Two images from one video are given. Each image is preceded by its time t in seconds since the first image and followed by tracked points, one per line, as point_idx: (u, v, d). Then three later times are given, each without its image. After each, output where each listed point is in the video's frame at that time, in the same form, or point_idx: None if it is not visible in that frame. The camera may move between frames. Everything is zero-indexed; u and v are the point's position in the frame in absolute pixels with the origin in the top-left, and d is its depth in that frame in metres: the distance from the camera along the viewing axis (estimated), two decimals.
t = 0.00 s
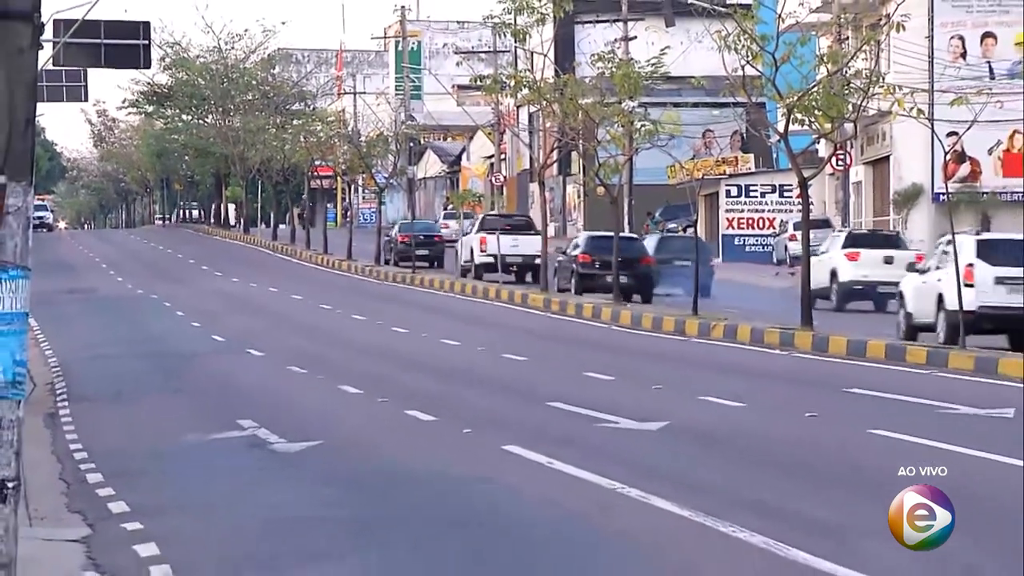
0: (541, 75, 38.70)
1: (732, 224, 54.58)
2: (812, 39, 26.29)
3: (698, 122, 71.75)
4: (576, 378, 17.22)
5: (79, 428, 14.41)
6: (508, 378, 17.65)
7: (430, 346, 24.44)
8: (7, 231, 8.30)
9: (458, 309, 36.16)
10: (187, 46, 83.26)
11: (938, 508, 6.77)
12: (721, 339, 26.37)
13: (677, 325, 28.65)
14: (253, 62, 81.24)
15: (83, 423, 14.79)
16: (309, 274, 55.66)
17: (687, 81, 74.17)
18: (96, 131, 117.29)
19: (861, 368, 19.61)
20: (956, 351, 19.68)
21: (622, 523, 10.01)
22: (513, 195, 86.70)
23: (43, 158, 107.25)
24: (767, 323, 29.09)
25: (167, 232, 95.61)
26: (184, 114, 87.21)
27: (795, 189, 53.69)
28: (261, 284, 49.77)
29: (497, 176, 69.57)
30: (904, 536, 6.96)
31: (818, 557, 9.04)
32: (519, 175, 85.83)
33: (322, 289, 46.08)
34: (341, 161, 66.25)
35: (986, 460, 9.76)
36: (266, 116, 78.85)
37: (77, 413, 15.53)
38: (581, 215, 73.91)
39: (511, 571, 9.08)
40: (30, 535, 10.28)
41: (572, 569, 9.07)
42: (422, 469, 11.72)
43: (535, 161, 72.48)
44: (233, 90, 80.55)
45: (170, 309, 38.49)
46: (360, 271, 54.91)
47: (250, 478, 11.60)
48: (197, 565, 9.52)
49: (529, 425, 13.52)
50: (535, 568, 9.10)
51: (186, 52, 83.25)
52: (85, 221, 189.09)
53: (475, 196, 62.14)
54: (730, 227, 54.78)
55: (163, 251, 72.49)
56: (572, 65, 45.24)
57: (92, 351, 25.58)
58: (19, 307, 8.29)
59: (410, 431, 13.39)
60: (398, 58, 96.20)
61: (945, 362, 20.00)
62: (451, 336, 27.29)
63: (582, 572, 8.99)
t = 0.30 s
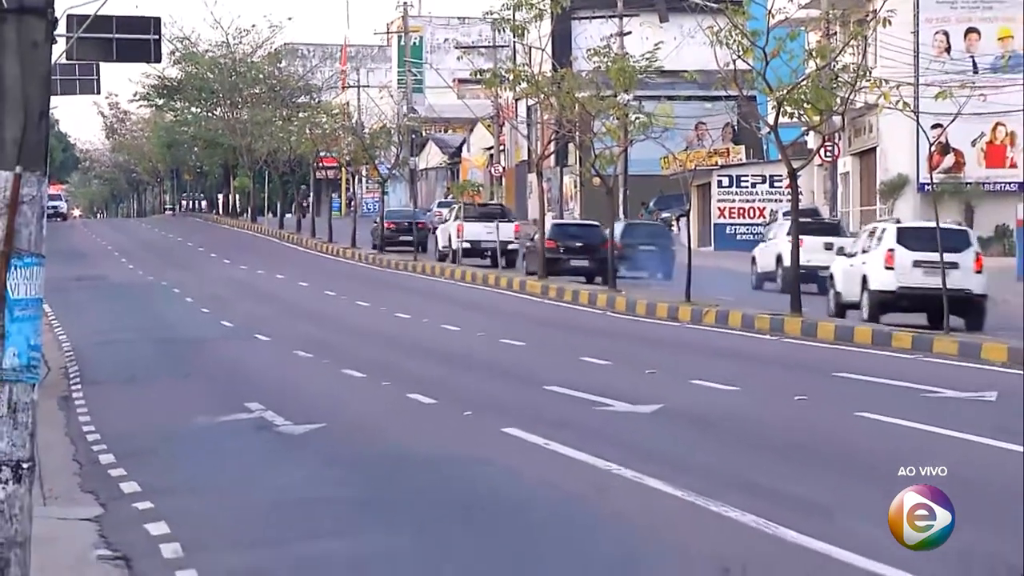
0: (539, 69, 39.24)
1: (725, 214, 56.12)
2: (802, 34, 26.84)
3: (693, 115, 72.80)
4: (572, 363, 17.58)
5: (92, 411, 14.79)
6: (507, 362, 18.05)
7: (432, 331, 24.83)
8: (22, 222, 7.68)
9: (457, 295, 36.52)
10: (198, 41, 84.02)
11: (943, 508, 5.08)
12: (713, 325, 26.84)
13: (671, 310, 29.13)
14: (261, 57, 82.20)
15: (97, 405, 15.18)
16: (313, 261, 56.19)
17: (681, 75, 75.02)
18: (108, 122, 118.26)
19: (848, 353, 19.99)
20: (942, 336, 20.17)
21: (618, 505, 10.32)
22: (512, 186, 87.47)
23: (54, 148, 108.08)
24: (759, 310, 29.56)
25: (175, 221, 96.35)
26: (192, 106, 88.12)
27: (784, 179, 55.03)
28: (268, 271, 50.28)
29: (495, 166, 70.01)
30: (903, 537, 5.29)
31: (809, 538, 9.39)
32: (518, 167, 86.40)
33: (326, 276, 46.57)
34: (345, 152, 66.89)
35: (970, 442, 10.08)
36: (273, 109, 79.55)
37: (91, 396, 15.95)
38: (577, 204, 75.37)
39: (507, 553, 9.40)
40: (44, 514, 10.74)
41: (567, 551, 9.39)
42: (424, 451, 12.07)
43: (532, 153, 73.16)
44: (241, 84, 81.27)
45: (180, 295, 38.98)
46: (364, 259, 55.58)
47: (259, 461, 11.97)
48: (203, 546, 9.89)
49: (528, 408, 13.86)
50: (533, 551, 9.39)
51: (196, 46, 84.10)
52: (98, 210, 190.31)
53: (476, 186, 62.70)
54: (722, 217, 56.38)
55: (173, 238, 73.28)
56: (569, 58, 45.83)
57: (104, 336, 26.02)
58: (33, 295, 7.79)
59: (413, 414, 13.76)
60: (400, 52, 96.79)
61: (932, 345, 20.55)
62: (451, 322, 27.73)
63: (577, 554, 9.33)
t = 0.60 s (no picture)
0: (529, 72, 39.73)
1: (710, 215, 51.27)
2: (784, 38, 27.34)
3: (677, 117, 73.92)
4: (564, 359, 17.91)
5: (96, 406, 15.08)
6: (500, 357, 18.39)
7: (428, 329, 25.13)
8: (28, 222, 7.90)
9: (452, 294, 36.81)
10: (198, 45, 83.67)
11: (942, 508, 5.09)
12: (700, 322, 27.22)
13: (660, 307, 29.51)
14: (259, 62, 82.57)
15: (100, 400, 15.49)
16: (308, 260, 56.46)
17: (667, 79, 75.91)
18: (111, 126, 118.81)
19: (834, 349, 20.34)
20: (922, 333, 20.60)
21: (610, 498, 10.64)
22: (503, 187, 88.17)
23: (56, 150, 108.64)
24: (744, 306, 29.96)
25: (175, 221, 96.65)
26: (193, 110, 87.81)
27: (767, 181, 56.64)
28: (268, 269, 50.62)
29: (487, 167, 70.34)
30: (903, 537, 5.29)
31: (795, 530, 9.71)
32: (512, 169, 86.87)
33: (324, 274, 46.89)
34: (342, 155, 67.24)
35: (946, 439, 10.41)
36: (272, 112, 79.98)
37: (95, 391, 16.29)
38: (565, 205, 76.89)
39: (506, 545, 9.68)
40: (49, 506, 11.05)
41: (562, 543, 9.71)
42: (417, 444, 12.40)
43: (523, 155, 73.58)
44: (240, 88, 81.56)
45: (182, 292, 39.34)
46: (361, 258, 55.94)
47: (260, 454, 12.27)
48: (205, 538, 10.17)
49: (521, 403, 14.21)
50: (530, 543, 9.69)
51: (196, 51, 83.53)
52: (101, 211, 190.90)
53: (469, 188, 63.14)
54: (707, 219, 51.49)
55: (173, 238, 73.57)
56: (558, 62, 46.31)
57: (108, 332, 26.34)
58: (39, 293, 8.01)
59: (410, 408, 14.09)
60: (395, 56, 97.25)
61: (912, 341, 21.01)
62: (446, 318, 28.11)
63: (572, 546, 9.64)
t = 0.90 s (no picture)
0: (525, 79, 40.32)
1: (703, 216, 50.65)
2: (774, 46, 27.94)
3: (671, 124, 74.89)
4: (559, 357, 18.28)
5: (105, 403, 15.45)
6: (496, 356, 18.80)
7: (426, 328, 25.52)
8: (38, 225, 7.44)
9: (451, 294, 37.22)
10: (205, 52, 84.02)
11: (941, 508, 6.00)
12: (690, 321, 27.61)
13: (652, 306, 29.90)
14: (264, 69, 83.41)
15: (109, 397, 15.86)
16: (310, 261, 56.91)
17: (661, 87, 76.88)
18: (120, 131, 119.69)
19: (822, 349, 20.73)
20: (907, 332, 21.01)
21: (604, 493, 10.99)
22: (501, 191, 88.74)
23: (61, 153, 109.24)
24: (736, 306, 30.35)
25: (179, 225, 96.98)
26: (200, 116, 87.19)
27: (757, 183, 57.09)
28: (271, 271, 50.97)
29: (485, 171, 70.93)
30: (904, 535, 6.17)
31: (783, 527, 10.08)
32: (508, 174, 88.15)
33: (327, 276, 47.30)
34: (343, 159, 69.30)
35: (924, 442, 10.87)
36: (276, 119, 81.27)
37: (103, 388, 16.67)
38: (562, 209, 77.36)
39: (502, 538, 10.09)
40: (59, 500, 11.38)
41: (558, 538, 10.07)
42: (415, 440, 12.82)
43: (521, 160, 74.29)
44: (245, 94, 82.84)
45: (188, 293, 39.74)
46: (362, 260, 56.37)
47: (265, 450, 12.63)
48: (213, 533, 10.52)
49: (517, 400, 14.62)
50: (527, 537, 10.11)
51: (203, 58, 83.95)
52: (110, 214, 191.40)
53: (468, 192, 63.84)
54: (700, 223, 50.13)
55: (179, 240, 74.46)
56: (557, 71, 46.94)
57: (117, 332, 26.76)
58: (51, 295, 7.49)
59: (410, 405, 14.50)
60: (396, 64, 97.92)
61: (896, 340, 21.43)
62: (444, 318, 28.55)
63: (567, 542, 10.02)
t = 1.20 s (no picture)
0: (522, 86, 41.01)
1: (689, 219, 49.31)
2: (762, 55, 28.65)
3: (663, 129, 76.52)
4: (551, 355, 18.64)
5: (115, 399, 15.87)
6: (493, 354, 19.18)
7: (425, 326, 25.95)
8: (50, 227, 7.64)
9: (448, 293, 37.70)
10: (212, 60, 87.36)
11: (941, 508, 5.65)
12: (682, 320, 27.89)
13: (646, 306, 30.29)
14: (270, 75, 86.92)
15: (118, 393, 16.27)
16: (312, 262, 57.65)
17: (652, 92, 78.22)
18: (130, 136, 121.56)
19: (808, 346, 21.12)
20: (891, 331, 21.39)
21: (599, 487, 11.37)
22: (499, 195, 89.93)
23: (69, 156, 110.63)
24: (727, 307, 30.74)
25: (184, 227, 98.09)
26: (207, 121, 91.10)
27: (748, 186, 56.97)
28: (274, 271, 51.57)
29: (482, 174, 71.77)
30: (905, 537, 5.88)
31: (772, 521, 10.43)
32: (505, 177, 89.62)
33: (329, 276, 47.94)
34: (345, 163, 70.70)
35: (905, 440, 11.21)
36: (281, 125, 85.14)
37: (113, 385, 17.09)
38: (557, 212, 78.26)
39: (498, 532, 10.45)
40: (70, 493, 11.78)
41: (554, 532, 10.43)
42: (414, 435, 13.18)
43: (518, 164, 75.39)
44: (251, 101, 86.20)
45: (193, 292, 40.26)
46: (363, 261, 57.02)
47: (268, 445, 13.01)
48: (220, 524, 10.91)
49: (513, 396, 14.99)
50: (522, 530, 10.46)
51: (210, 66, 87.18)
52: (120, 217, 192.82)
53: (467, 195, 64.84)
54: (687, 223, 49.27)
55: (184, 241, 75.77)
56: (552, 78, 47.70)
57: (124, 331, 27.21)
58: (60, 294, 7.71)
59: (409, 401, 14.87)
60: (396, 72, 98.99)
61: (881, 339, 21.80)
62: (442, 317, 28.96)
63: (562, 535, 10.38)
